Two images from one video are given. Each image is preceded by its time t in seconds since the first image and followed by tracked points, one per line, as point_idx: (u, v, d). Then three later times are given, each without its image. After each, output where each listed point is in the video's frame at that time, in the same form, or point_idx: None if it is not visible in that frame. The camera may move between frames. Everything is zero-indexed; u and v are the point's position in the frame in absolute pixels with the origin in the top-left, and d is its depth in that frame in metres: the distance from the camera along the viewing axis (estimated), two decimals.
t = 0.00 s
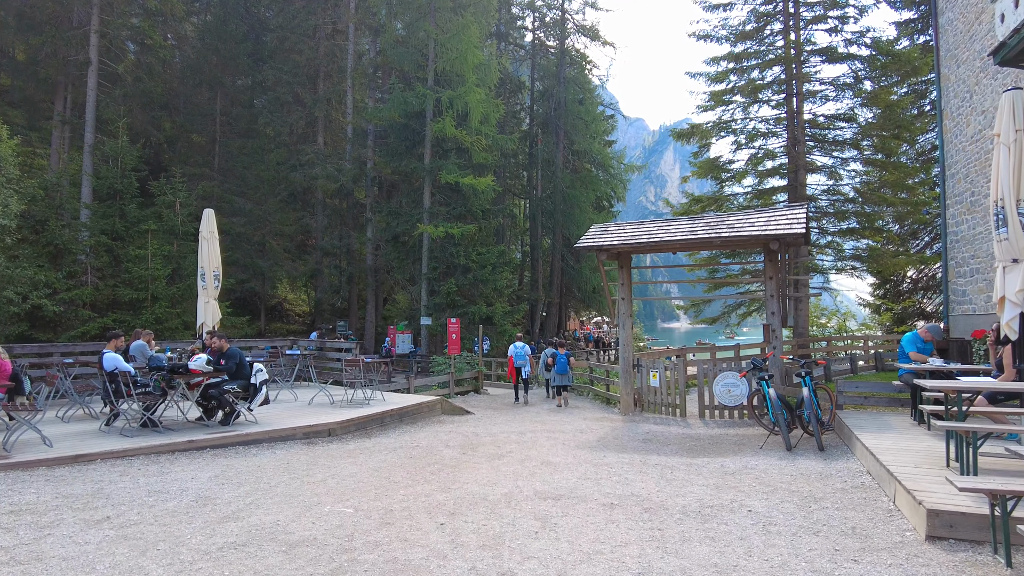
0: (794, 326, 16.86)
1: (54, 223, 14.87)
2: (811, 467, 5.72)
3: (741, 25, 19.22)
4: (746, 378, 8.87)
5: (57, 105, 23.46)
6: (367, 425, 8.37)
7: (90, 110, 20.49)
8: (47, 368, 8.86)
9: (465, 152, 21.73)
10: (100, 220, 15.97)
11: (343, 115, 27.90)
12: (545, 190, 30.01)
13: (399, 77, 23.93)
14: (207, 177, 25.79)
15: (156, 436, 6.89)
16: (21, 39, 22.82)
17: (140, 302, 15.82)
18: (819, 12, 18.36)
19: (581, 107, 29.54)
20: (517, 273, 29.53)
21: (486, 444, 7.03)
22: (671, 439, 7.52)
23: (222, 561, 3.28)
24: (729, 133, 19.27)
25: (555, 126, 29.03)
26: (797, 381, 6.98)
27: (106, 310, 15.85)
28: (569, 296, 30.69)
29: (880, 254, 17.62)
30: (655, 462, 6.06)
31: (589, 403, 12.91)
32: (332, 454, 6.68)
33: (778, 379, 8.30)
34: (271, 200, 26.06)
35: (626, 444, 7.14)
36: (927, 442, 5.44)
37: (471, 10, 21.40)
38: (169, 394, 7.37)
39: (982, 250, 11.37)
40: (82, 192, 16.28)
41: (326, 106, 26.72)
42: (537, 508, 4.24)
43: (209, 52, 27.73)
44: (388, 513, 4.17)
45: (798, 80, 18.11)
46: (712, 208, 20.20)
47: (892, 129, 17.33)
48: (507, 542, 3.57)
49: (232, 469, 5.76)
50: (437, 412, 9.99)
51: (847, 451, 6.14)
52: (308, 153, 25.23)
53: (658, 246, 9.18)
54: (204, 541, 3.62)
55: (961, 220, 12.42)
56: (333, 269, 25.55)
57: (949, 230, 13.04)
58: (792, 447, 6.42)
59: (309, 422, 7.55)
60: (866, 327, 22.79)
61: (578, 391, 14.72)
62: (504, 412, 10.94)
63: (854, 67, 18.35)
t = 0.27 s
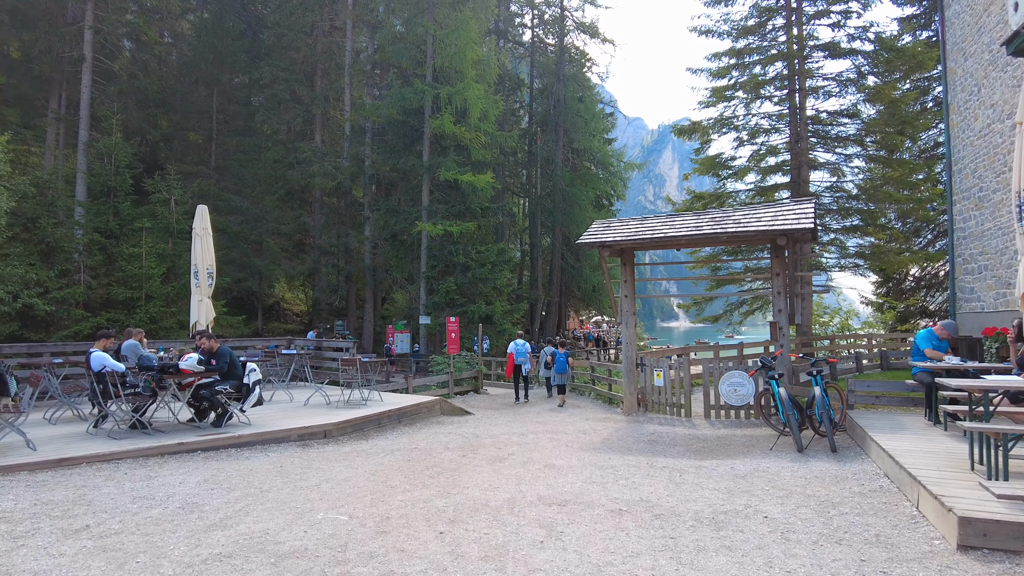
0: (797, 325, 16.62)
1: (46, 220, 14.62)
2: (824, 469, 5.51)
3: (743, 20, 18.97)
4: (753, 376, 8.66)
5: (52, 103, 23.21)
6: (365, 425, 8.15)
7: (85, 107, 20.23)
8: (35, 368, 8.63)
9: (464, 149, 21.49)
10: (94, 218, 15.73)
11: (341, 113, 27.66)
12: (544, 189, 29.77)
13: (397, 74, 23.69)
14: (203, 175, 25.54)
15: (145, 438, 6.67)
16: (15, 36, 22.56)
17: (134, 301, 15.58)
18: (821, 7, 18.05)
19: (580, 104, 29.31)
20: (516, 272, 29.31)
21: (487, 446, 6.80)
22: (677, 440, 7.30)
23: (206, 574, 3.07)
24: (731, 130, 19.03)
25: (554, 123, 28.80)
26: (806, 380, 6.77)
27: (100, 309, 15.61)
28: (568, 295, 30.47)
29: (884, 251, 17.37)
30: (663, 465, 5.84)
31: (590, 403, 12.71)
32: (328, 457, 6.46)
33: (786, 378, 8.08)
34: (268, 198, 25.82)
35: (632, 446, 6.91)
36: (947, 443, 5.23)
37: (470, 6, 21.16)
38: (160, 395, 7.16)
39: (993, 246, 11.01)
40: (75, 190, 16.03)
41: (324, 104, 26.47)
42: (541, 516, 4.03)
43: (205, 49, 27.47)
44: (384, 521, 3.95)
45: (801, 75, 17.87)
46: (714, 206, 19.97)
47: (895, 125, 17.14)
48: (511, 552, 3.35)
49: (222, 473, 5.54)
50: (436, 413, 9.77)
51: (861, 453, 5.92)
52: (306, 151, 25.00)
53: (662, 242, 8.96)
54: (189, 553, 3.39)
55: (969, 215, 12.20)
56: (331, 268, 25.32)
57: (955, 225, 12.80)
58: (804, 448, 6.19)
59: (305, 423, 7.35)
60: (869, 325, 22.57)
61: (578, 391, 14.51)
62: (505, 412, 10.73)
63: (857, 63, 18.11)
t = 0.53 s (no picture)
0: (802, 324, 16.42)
1: (39, 219, 14.39)
2: (839, 475, 5.30)
3: (746, 15, 18.70)
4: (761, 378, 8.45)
5: (47, 101, 22.97)
6: (364, 428, 7.94)
7: (81, 105, 20.00)
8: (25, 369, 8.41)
9: (464, 147, 21.27)
10: (88, 216, 15.51)
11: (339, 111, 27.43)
12: (544, 187, 29.53)
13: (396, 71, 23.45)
14: (201, 174, 25.32)
15: (136, 442, 6.45)
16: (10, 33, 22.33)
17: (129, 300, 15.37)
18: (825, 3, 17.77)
19: (581, 103, 29.09)
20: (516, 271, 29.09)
21: (489, 450, 6.59)
22: (685, 444, 7.09)
23: None
24: (734, 127, 18.76)
25: (555, 122, 28.57)
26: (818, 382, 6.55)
27: (95, 309, 15.38)
28: (569, 294, 30.26)
29: (889, 250, 17.14)
30: (671, 470, 5.64)
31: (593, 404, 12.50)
32: (324, 462, 6.26)
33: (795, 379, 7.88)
34: (266, 197, 25.60)
35: (638, 450, 6.70)
36: (968, 448, 5.03)
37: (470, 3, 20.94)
38: (151, 398, 6.93)
39: (1003, 245, 10.85)
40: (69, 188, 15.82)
41: (322, 102, 26.25)
42: (548, 528, 3.82)
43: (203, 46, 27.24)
44: (382, 534, 3.74)
45: (805, 72, 17.60)
46: (716, 204, 19.74)
47: (899, 122, 16.90)
48: (517, 569, 3.15)
49: (214, 479, 5.33)
50: (436, 415, 9.56)
51: (877, 458, 5.71)
52: (304, 149, 24.77)
53: (668, 240, 8.73)
54: (172, 570, 3.18)
55: (978, 213, 11.97)
56: (330, 268, 25.11)
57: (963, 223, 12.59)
58: (817, 453, 5.98)
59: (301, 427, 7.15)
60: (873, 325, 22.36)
61: (581, 392, 14.30)
62: (506, 414, 10.52)
63: (862, 59, 17.87)
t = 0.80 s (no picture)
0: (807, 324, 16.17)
1: (32, 216, 14.15)
2: (858, 479, 5.06)
3: (751, 11, 18.43)
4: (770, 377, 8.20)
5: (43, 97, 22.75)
6: (361, 430, 7.70)
7: (76, 101, 19.75)
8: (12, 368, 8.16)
9: (464, 144, 21.00)
10: (82, 214, 15.28)
11: (338, 108, 27.17)
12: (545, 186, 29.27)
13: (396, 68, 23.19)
14: (198, 171, 25.08)
15: (124, 445, 6.20)
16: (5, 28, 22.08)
17: (124, 298, 15.13)
18: None
19: (582, 100, 28.83)
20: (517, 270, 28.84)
21: (491, 454, 6.34)
22: (694, 446, 6.83)
23: None
24: (738, 123, 18.47)
25: (556, 120, 28.30)
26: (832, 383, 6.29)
27: (89, 307, 15.15)
28: (570, 294, 30.01)
29: (895, 248, 16.84)
30: (682, 475, 5.40)
31: (596, 404, 12.25)
32: (320, 466, 6.01)
33: (806, 379, 7.64)
34: (264, 194, 25.35)
35: (646, 453, 6.45)
36: (995, 453, 4.78)
37: None
38: (140, 399, 6.68)
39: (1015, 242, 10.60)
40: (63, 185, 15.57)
41: (321, 99, 26.00)
42: (556, 540, 3.56)
43: (201, 43, 27.00)
44: (378, 547, 3.49)
45: (810, 67, 17.27)
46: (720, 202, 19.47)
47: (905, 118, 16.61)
48: None
49: (202, 485, 5.08)
50: (436, 416, 9.31)
51: (897, 461, 5.46)
52: (303, 146, 24.52)
53: (674, 235, 8.48)
54: None
55: (989, 210, 11.70)
56: (329, 266, 24.86)
57: (972, 220, 12.32)
58: (833, 456, 5.72)
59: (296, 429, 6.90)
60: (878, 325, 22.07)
61: (584, 392, 14.06)
62: (508, 415, 10.27)
63: (868, 55, 17.59)
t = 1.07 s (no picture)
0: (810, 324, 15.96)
1: (23, 214, 13.92)
2: (872, 488, 4.84)
3: (753, 6, 18.16)
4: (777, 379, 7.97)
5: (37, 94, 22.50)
6: (356, 435, 7.48)
7: (70, 98, 19.51)
8: None
9: (463, 142, 20.76)
10: (75, 212, 15.04)
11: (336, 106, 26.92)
12: (545, 184, 29.02)
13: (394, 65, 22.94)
14: (195, 169, 24.85)
15: (109, 451, 5.99)
16: None
17: (117, 298, 14.91)
18: None
19: (582, 98, 28.59)
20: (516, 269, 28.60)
21: (490, 460, 6.12)
22: (699, 452, 6.60)
23: None
24: (740, 121, 18.21)
25: (555, 118, 28.04)
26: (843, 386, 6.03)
27: (82, 307, 14.93)
28: (569, 293, 29.78)
29: (900, 247, 16.56)
30: (689, 484, 5.19)
31: (597, 406, 12.03)
32: (312, 474, 5.80)
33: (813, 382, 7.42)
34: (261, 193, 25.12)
35: (650, 459, 6.23)
36: (1016, 462, 4.57)
37: None
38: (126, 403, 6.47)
39: None
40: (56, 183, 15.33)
41: (319, 97, 25.76)
42: (559, 558, 3.35)
43: (197, 40, 26.74)
44: (370, 566, 3.28)
45: (813, 63, 16.97)
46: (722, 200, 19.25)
47: (907, 116, 16.36)
48: None
49: (188, 495, 4.85)
50: (434, 419, 9.08)
51: (913, 469, 5.22)
52: (300, 144, 24.28)
53: (678, 234, 8.26)
54: None
55: (997, 208, 11.46)
56: (327, 265, 24.63)
57: (979, 218, 12.11)
58: (846, 463, 5.48)
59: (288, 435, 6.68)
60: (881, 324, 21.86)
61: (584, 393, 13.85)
62: (507, 417, 10.05)
63: (872, 52, 17.28)
